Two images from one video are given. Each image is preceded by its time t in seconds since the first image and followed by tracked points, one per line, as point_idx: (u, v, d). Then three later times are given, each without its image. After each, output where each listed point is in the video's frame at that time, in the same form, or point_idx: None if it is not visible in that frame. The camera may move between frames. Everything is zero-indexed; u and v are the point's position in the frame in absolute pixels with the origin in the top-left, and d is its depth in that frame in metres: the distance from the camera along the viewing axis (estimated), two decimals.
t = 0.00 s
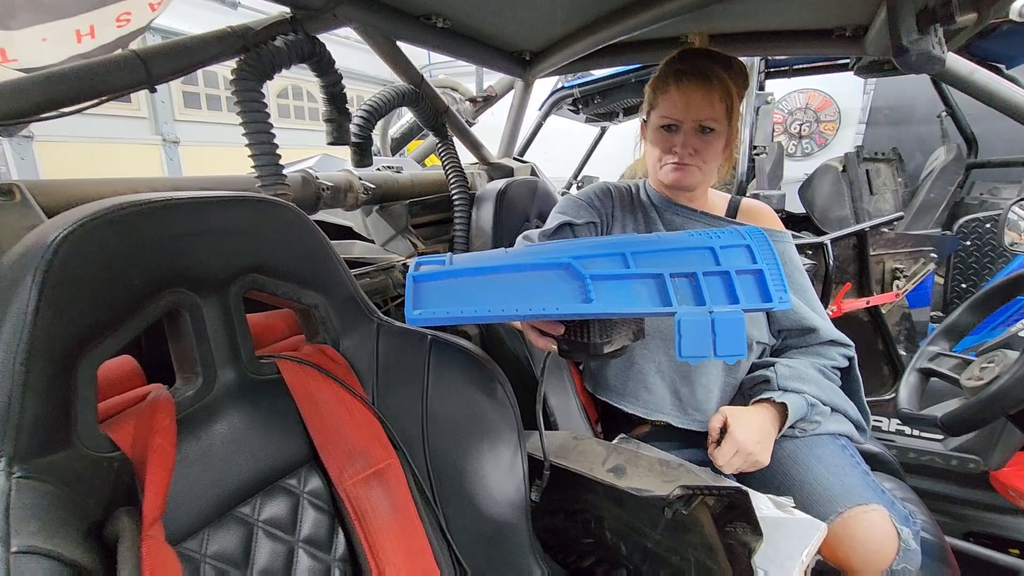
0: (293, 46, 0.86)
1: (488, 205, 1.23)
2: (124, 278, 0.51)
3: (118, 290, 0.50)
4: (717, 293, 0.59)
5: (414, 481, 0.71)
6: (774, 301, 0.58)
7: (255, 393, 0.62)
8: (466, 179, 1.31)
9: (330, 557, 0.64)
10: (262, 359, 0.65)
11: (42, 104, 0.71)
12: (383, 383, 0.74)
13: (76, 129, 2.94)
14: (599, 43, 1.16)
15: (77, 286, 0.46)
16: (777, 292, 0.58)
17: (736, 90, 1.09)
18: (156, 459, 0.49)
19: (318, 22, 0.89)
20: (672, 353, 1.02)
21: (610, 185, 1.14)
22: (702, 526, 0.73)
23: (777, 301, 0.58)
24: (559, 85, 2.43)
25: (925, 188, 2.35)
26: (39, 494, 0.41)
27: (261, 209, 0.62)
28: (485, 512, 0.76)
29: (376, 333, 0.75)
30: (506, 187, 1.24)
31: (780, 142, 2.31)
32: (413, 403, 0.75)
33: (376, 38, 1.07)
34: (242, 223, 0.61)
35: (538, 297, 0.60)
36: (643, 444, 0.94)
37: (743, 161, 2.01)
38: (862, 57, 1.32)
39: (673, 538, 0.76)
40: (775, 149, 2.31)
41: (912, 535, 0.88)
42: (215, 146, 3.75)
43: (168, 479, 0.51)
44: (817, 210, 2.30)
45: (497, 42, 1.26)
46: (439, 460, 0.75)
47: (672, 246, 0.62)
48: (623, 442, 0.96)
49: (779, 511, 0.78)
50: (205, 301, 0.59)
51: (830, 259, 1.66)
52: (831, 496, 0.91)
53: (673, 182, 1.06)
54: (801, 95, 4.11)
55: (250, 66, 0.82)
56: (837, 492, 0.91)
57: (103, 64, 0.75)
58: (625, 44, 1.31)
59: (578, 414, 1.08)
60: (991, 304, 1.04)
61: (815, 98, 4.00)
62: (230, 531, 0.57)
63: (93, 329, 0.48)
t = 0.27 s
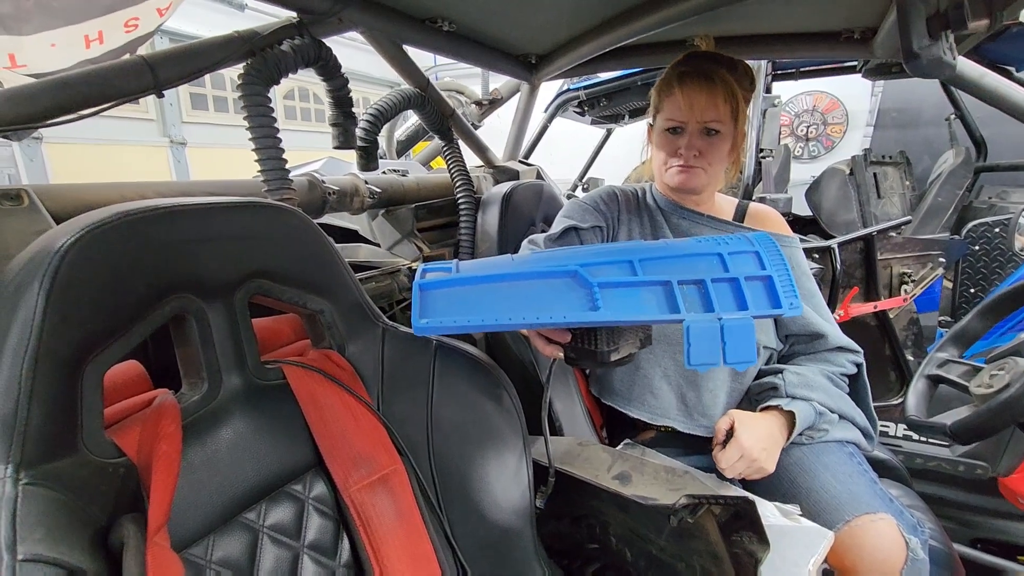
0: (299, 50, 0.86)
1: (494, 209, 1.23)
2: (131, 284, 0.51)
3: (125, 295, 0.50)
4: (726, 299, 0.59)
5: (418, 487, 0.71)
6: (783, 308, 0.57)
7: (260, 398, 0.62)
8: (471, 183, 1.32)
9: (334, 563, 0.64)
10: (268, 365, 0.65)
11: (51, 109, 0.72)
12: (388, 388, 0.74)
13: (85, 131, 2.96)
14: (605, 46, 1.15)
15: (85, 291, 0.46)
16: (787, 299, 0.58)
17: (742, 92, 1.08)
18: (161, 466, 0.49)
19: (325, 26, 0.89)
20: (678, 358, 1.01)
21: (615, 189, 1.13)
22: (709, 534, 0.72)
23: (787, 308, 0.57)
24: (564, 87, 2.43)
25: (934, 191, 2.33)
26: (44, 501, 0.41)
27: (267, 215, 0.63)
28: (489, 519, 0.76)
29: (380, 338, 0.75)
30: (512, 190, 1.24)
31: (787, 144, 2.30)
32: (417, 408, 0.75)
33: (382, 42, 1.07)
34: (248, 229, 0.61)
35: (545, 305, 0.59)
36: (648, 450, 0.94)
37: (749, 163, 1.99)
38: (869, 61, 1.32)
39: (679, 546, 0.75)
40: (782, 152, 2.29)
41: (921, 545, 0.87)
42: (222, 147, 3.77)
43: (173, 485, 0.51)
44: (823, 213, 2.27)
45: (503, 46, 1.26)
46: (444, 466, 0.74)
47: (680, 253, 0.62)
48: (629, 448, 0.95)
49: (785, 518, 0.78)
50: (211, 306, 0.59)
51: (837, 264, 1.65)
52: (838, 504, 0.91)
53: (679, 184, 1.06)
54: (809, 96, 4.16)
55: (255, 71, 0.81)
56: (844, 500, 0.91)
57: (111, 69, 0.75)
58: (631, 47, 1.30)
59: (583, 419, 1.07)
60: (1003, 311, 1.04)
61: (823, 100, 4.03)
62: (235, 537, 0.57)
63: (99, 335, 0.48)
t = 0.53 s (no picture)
0: (304, 49, 0.85)
1: (499, 209, 1.22)
2: (132, 286, 0.50)
3: (126, 297, 0.49)
4: (740, 304, 0.58)
5: (422, 491, 0.70)
6: (798, 313, 0.56)
7: (263, 401, 0.62)
8: (477, 183, 1.30)
9: (337, 568, 0.63)
10: (270, 367, 0.64)
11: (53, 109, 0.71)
12: (392, 390, 0.73)
13: (92, 130, 2.97)
14: (613, 45, 1.14)
15: (86, 293, 0.46)
16: (802, 304, 0.57)
17: (750, 90, 1.06)
18: (161, 470, 0.48)
19: (329, 24, 0.89)
20: (685, 359, 0.99)
21: (622, 189, 1.12)
22: (718, 541, 0.71)
23: (802, 312, 0.56)
24: (570, 86, 2.42)
25: (944, 192, 2.31)
26: (42, 507, 0.40)
27: (270, 215, 0.62)
28: (494, 523, 0.75)
29: (384, 339, 0.74)
30: (518, 191, 1.23)
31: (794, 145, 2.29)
32: (422, 410, 0.74)
33: (387, 41, 1.06)
34: (251, 229, 0.60)
35: (555, 308, 0.58)
36: (654, 454, 0.93)
37: (757, 163, 1.98)
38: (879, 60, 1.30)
39: (687, 552, 0.74)
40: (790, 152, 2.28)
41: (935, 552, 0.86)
42: (227, 147, 3.78)
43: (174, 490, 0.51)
44: (832, 214, 2.26)
45: (509, 45, 1.25)
46: (449, 470, 0.74)
47: (693, 258, 0.61)
48: (635, 451, 0.94)
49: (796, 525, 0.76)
50: (214, 308, 0.58)
51: (846, 265, 1.64)
52: (849, 511, 0.90)
53: (685, 185, 1.05)
54: (817, 96, 4.14)
55: (259, 70, 0.81)
56: (855, 507, 0.90)
57: (113, 68, 0.74)
58: (638, 46, 1.29)
59: (589, 421, 1.06)
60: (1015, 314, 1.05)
61: (830, 100, 4.07)
62: (236, 542, 0.56)
63: (100, 337, 0.47)
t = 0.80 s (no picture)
0: (309, 50, 0.85)
1: (504, 210, 1.22)
2: (138, 289, 0.50)
3: (131, 299, 0.49)
4: (758, 323, 0.58)
5: (427, 495, 0.70)
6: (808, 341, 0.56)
7: (268, 404, 0.61)
8: (481, 184, 1.30)
9: (342, 572, 0.63)
10: (275, 369, 0.64)
11: (58, 111, 0.71)
12: (397, 393, 0.73)
13: (99, 131, 2.98)
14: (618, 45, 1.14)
15: (91, 296, 0.45)
16: (816, 328, 0.57)
17: (756, 90, 1.06)
18: (166, 473, 0.48)
19: (334, 25, 0.89)
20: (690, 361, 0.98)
21: (627, 190, 1.11)
22: (726, 546, 0.71)
23: (815, 338, 0.56)
24: (575, 87, 2.41)
25: (951, 193, 2.30)
26: (46, 511, 0.40)
27: (275, 217, 0.62)
28: (499, 527, 0.75)
29: (389, 342, 0.74)
30: (523, 192, 1.23)
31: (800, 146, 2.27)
32: (427, 413, 0.73)
33: (392, 41, 1.06)
34: (256, 231, 0.60)
35: (575, 314, 0.57)
36: (660, 457, 0.93)
37: (763, 164, 1.97)
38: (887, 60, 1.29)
39: (694, 556, 0.74)
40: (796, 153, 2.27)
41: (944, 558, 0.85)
42: (232, 148, 3.79)
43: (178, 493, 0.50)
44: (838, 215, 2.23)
45: (514, 45, 1.25)
46: (454, 474, 0.73)
47: (714, 272, 0.60)
48: (640, 455, 0.94)
49: (804, 531, 0.76)
50: (219, 310, 0.58)
51: (852, 267, 1.63)
52: (857, 516, 0.90)
53: (689, 184, 1.04)
54: (823, 96, 4.12)
55: (264, 71, 0.81)
56: (864, 513, 0.90)
57: (118, 69, 0.74)
58: (643, 47, 1.29)
59: (594, 424, 1.06)
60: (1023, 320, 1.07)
61: (837, 100, 3.98)
62: (240, 545, 0.56)
63: (104, 339, 0.47)
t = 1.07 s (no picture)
0: (313, 48, 0.85)
1: (508, 209, 1.22)
2: (142, 288, 0.50)
3: (135, 299, 0.49)
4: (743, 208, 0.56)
5: (432, 494, 0.70)
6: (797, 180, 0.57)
7: (272, 403, 0.61)
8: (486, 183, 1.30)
9: (346, 572, 0.63)
10: (279, 368, 0.63)
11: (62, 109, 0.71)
12: (401, 392, 0.72)
13: (104, 130, 2.98)
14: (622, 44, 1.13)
15: (95, 295, 0.45)
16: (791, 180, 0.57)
17: (760, 88, 1.05)
18: (170, 473, 0.48)
19: (338, 23, 0.88)
20: (695, 360, 0.98)
21: (630, 189, 1.10)
22: (732, 546, 0.70)
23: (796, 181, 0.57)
24: (579, 85, 2.41)
25: (958, 191, 2.28)
26: (50, 511, 0.40)
27: (280, 216, 0.61)
28: (503, 527, 0.74)
29: (393, 341, 0.73)
30: (527, 190, 1.23)
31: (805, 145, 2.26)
32: (431, 412, 0.73)
33: (396, 39, 1.06)
34: (259, 230, 0.60)
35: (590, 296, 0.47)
36: (665, 457, 0.92)
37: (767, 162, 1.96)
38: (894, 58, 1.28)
39: (701, 557, 0.73)
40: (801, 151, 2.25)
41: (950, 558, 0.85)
42: (236, 146, 3.79)
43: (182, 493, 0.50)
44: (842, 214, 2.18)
45: (518, 43, 1.24)
46: (459, 473, 0.73)
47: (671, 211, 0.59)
48: (644, 454, 0.94)
49: (812, 532, 0.75)
50: (223, 309, 0.58)
51: (858, 266, 1.62)
52: (864, 517, 0.90)
53: (692, 182, 1.03)
54: (828, 94, 4.11)
55: (268, 70, 0.81)
56: (871, 514, 0.90)
57: (122, 68, 0.74)
58: (648, 45, 1.28)
59: (598, 423, 1.06)
60: None
61: (841, 98, 4.02)
62: (245, 545, 0.56)
63: (109, 339, 0.47)
